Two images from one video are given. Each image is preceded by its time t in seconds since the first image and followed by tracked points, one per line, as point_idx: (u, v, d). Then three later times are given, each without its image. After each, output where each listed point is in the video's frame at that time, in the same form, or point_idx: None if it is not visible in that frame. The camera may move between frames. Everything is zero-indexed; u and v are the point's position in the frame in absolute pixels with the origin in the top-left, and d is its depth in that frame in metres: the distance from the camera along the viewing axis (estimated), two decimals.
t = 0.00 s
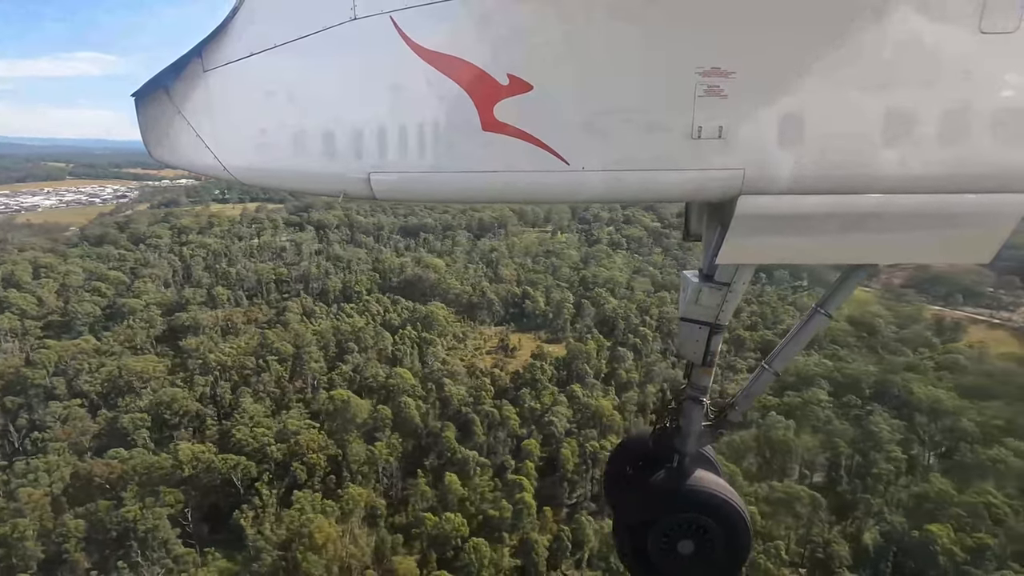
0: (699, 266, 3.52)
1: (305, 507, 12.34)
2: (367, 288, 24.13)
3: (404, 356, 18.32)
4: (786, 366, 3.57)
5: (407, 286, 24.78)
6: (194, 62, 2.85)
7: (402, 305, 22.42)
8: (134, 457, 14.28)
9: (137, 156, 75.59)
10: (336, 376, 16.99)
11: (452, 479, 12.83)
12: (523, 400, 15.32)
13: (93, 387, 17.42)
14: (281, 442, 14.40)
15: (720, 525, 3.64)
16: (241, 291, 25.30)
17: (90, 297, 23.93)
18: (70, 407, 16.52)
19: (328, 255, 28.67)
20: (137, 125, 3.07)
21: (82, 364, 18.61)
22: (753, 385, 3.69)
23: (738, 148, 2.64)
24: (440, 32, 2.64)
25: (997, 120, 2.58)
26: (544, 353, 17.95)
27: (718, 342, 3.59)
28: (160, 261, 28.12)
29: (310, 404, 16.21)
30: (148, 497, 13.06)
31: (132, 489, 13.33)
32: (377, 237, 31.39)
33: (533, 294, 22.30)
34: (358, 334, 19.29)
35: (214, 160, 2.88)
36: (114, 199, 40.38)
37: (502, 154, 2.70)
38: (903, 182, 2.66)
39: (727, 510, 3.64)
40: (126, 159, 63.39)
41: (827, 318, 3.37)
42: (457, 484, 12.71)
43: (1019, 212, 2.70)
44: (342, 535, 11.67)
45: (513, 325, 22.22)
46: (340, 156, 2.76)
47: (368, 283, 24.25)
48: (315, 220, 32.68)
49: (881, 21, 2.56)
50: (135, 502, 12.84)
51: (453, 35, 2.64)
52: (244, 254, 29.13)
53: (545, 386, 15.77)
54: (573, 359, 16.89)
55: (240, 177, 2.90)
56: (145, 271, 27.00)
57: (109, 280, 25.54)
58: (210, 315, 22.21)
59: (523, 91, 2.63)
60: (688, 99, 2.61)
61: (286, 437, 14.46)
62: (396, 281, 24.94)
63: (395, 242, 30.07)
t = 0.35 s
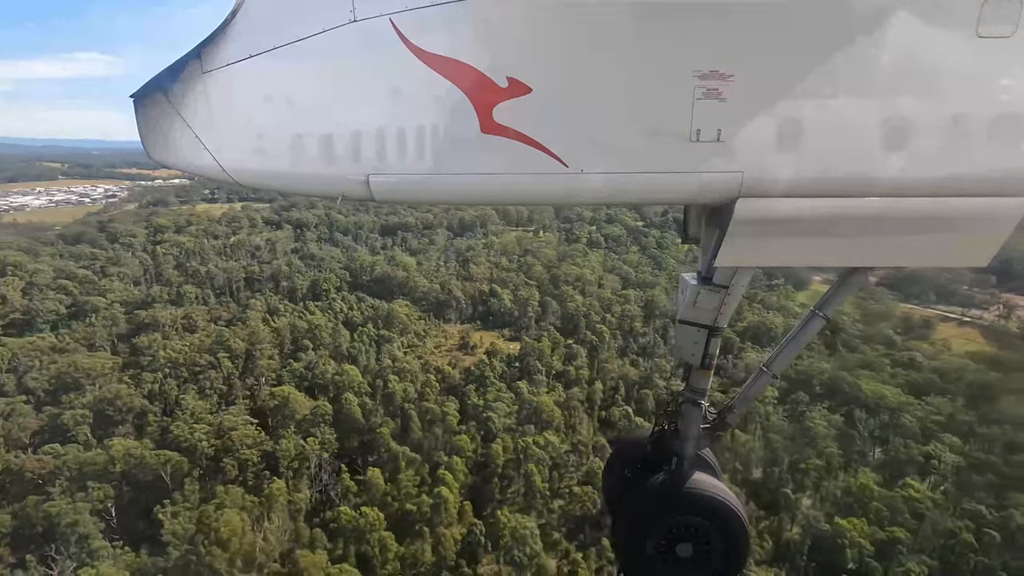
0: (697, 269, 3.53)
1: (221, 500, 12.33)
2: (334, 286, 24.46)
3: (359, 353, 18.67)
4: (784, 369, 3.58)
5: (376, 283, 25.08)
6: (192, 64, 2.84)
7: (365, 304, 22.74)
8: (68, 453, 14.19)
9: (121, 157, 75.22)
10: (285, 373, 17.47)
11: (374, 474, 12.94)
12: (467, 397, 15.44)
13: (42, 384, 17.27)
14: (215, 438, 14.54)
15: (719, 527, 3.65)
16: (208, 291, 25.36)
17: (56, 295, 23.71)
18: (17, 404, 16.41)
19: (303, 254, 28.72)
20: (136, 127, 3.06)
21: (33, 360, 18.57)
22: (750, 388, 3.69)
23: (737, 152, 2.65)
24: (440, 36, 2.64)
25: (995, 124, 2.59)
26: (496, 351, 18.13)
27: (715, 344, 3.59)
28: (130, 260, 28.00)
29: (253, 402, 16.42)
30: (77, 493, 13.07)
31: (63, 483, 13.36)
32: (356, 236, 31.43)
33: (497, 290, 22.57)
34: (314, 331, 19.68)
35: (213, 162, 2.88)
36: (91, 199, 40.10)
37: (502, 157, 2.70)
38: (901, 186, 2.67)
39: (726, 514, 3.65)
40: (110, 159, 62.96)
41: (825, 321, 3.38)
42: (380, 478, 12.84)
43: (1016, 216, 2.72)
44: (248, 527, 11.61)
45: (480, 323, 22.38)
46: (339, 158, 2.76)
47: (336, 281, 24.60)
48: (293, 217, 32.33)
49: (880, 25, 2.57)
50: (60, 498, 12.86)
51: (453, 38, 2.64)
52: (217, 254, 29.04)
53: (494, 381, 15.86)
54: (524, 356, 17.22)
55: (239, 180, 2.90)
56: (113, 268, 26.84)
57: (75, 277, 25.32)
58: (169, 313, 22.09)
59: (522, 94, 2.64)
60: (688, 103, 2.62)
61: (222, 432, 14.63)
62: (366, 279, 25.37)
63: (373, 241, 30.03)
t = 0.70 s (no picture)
0: (696, 267, 3.53)
1: (141, 495, 12.14)
2: (303, 284, 24.80)
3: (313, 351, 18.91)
4: (783, 368, 3.59)
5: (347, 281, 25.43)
6: (191, 61, 2.83)
7: (329, 301, 22.96)
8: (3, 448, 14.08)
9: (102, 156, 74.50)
10: (235, 370, 17.63)
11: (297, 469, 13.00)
12: (411, 394, 15.62)
13: None
14: (151, 434, 14.39)
15: (717, 526, 3.65)
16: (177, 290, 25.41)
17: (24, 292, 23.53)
18: None
19: (277, 253, 28.93)
20: (135, 126, 3.06)
21: None
22: (750, 386, 3.69)
23: (737, 151, 2.65)
24: (439, 34, 2.64)
25: (995, 123, 2.59)
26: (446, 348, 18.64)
27: (714, 343, 3.59)
28: (102, 258, 27.92)
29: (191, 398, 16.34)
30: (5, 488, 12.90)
31: None
32: (334, 236, 31.55)
33: (464, 289, 22.87)
34: (271, 328, 20.06)
35: (212, 160, 2.88)
36: (61, 198, 39.58)
37: (502, 155, 2.70)
38: (900, 185, 2.68)
39: (725, 513, 3.65)
40: (89, 159, 62.39)
41: (823, 320, 3.39)
42: (305, 474, 12.80)
43: (1015, 216, 2.72)
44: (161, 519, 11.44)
45: (445, 321, 22.74)
46: (338, 156, 2.75)
47: (306, 279, 24.91)
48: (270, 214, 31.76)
49: (879, 25, 2.57)
50: None
51: (453, 37, 2.64)
52: (190, 253, 28.93)
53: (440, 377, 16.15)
54: (476, 354, 17.64)
55: (239, 178, 2.89)
56: (83, 266, 26.68)
57: (44, 275, 25.09)
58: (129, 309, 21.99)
59: (521, 93, 2.63)
60: (688, 102, 2.62)
61: (158, 429, 14.50)
62: (337, 278, 25.79)
63: (350, 240, 29.95)
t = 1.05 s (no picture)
0: (696, 267, 3.54)
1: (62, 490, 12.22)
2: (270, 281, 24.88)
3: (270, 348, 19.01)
4: (782, 367, 3.59)
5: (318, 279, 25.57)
6: (191, 59, 2.83)
7: (295, 299, 23.08)
8: None
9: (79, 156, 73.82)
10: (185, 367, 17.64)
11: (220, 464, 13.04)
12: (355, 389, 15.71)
13: None
14: (85, 429, 14.33)
15: (717, 525, 3.66)
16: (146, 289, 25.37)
17: None
18: None
19: (252, 252, 29.02)
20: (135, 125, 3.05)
21: None
22: (750, 385, 3.69)
23: (737, 150, 2.64)
24: (438, 32, 2.64)
25: (994, 122, 2.59)
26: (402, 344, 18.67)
27: (713, 342, 3.59)
28: (74, 257, 27.80)
29: (135, 394, 16.33)
30: None
31: None
32: (312, 235, 31.66)
33: (432, 286, 23.03)
34: (227, 325, 20.05)
35: (211, 158, 2.87)
36: (35, 198, 39.25)
37: (502, 155, 2.70)
38: (900, 184, 2.68)
39: (725, 510, 3.66)
40: (63, 158, 61.70)
41: (822, 319, 3.39)
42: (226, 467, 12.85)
43: (1014, 214, 2.72)
44: (72, 513, 11.50)
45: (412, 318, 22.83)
46: (337, 155, 2.75)
47: (275, 276, 25.03)
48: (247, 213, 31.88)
49: (879, 23, 2.57)
50: None
51: (452, 36, 2.63)
52: (164, 252, 28.86)
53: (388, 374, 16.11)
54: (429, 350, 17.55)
55: (238, 177, 2.89)
56: (53, 266, 26.52)
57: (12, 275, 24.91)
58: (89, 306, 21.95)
59: (520, 91, 2.63)
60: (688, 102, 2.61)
61: (94, 424, 14.44)
62: (307, 275, 25.93)
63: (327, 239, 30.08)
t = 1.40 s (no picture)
0: (695, 266, 3.56)
1: None
2: (237, 280, 24.97)
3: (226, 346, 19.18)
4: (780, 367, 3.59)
5: (290, 278, 25.67)
6: (190, 59, 2.83)
7: (260, 297, 23.18)
8: None
9: (63, 154, 73.59)
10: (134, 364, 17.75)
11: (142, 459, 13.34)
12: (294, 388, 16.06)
13: None
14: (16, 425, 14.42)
15: (717, 524, 3.66)
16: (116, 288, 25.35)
17: None
18: None
19: (227, 251, 29.04)
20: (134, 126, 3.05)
21: None
22: (749, 384, 3.68)
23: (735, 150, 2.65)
24: (435, 32, 2.64)
25: (993, 121, 2.60)
26: (357, 343, 18.89)
27: (713, 341, 3.59)
28: (45, 255, 27.74)
29: (81, 390, 16.35)
30: None
31: None
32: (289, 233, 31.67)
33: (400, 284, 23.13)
34: (183, 323, 20.12)
35: (210, 159, 2.87)
36: (16, 197, 39.28)
37: (502, 154, 2.70)
38: (897, 183, 2.68)
39: (724, 510, 3.66)
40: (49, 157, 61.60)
41: (821, 318, 3.40)
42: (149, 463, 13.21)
43: (1013, 214, 2.72)
44: None
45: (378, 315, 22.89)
46: (337, 156, 2.75)
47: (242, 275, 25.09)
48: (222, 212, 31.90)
49: (877, 23, 2.57)
50: None
51: (449, 36, 2.63)
52: (137, 250, 28.84)
53: (335, 371, 16.46)
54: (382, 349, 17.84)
55: (238, 178, 2.89)
56: (22, 264, 26.49)
57: None
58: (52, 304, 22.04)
59: (519, 91, 2.63)
60: (687, 101, 2.62)
61: (27, 421, 14.51)
62: (276, 274, 26.04)
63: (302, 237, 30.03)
